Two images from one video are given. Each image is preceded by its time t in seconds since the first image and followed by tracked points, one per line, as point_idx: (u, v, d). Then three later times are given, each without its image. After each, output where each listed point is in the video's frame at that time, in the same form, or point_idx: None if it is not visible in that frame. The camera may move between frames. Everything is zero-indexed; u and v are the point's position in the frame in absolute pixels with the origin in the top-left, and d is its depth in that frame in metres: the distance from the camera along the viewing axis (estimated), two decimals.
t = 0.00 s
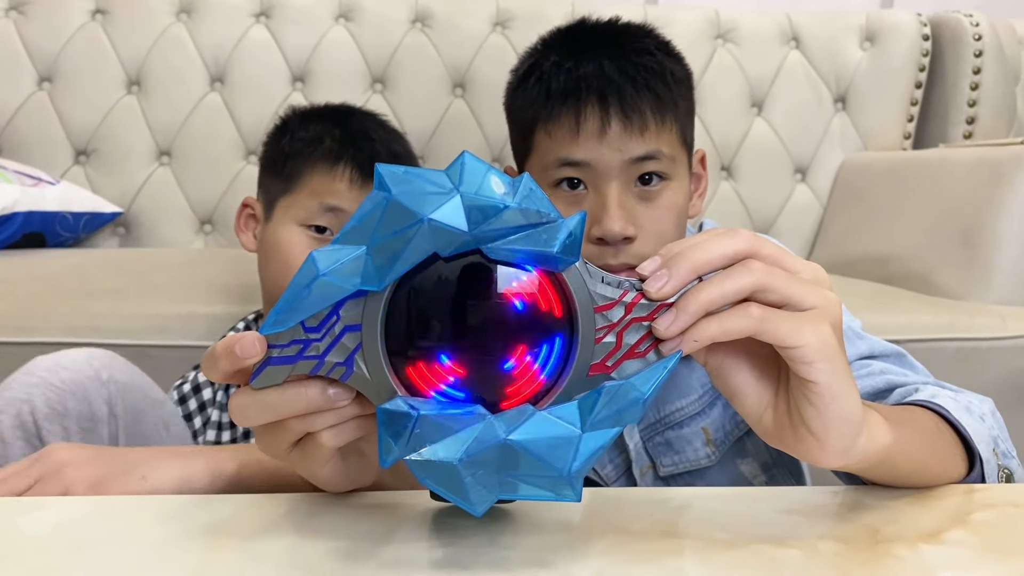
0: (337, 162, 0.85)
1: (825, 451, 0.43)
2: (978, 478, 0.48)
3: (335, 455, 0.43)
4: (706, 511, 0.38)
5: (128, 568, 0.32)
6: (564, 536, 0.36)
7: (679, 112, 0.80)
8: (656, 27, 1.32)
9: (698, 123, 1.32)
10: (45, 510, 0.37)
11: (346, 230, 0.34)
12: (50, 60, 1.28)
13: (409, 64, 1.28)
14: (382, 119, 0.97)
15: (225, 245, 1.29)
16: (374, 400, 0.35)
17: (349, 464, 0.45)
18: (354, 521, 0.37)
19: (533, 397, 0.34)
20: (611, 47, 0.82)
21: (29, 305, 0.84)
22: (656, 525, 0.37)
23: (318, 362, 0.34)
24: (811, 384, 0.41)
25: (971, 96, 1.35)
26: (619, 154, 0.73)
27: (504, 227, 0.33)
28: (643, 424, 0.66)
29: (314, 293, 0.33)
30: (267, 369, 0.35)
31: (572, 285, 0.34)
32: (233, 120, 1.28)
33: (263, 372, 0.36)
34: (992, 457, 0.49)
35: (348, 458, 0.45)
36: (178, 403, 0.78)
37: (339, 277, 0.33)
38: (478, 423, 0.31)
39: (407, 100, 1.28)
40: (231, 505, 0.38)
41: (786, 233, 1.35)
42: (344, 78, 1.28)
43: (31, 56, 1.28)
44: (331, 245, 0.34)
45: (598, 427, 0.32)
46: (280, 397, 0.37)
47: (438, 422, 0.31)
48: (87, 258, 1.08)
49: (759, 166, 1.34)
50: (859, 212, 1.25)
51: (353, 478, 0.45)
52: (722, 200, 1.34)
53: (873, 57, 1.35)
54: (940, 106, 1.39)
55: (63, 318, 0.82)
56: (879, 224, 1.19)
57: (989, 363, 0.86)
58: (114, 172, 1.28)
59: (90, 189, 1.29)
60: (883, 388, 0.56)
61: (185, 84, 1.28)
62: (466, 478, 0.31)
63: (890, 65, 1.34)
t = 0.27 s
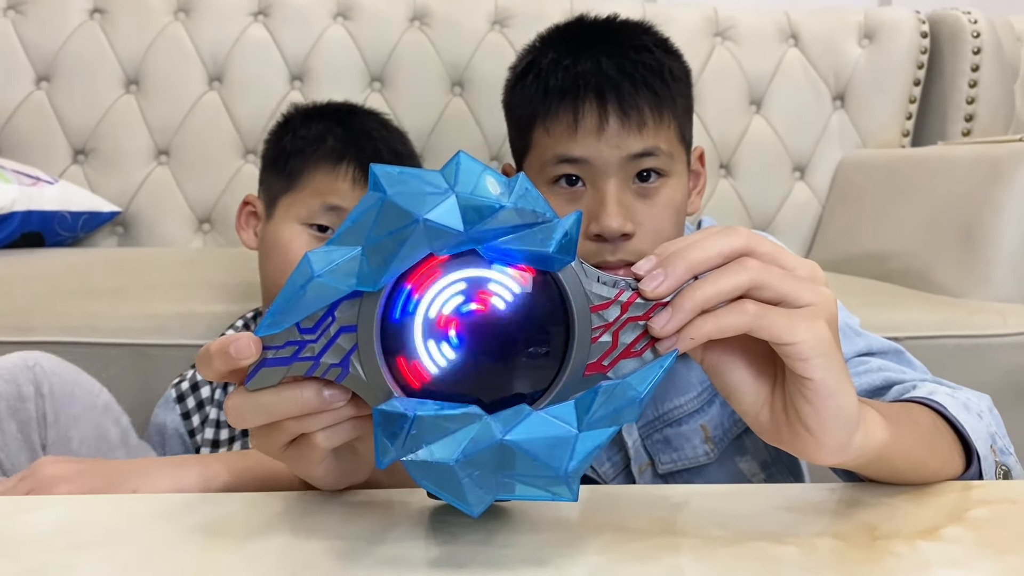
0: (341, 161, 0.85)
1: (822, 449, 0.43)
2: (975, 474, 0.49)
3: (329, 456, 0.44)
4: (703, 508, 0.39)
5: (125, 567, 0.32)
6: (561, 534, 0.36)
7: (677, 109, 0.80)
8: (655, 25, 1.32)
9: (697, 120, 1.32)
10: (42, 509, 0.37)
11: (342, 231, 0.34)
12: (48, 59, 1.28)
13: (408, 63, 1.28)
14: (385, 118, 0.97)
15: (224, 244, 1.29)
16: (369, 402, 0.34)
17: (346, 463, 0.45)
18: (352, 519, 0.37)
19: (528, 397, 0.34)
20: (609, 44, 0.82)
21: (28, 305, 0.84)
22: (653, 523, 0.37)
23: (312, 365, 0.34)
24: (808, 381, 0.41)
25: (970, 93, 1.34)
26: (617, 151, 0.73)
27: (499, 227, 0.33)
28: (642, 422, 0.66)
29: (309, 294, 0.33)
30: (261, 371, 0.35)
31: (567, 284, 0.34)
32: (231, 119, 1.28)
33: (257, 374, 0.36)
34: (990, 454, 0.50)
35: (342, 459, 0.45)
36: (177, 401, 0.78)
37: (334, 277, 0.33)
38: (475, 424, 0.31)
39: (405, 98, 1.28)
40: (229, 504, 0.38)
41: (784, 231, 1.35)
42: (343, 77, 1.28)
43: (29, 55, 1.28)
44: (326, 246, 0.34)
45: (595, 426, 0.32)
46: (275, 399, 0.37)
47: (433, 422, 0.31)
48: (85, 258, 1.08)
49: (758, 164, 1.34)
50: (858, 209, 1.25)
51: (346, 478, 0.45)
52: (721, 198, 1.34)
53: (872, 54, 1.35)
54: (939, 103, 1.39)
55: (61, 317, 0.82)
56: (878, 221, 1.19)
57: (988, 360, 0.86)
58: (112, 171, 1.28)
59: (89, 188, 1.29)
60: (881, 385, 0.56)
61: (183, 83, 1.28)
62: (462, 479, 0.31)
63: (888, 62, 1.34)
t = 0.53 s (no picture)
0: (334, 159, 0.85)
1: (821, 444, 0.43)
2: (974, 472, 0.49)
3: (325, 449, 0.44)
4: (702, 506, 0.39)
5: (124, 565, 0.32)
6: (560, 530, 0.36)
7: (674, 107, 0.80)
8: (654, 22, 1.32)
9: (696, 118, 1.32)
10: (40, 508, 0.37)
11: (342, 222, 0.34)
12: (46, 58, 1.28)
13: (407, 61, 1.28)
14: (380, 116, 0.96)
15: (223, 243, 1.29)
16: (368, 394, 0.35)
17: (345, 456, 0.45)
18: (351, 516, 0.37)
19: (528, 389, 0.35)
20: (606, 42, 0.82)
21: (26, 304, 0.84)
22: (652, 519, 0.37)
23: (311, 356, 0.35)
24: (808, 377, 0.41)
25: (969, 90, 1.34)
26: (615, 150, 0.73)
27: (499, 219, 0.33)
28: (640, 420, 0.67)
29: (308, 285, 0.33)
30: (260, 363, 0.36)
31: (568, 277, 0.35)
32: (230, 118, 1.28)
33: (257, 366, 0.36)
34: (989, 451, 0.50)
35: (339, 452, 0.46)
36: (174, 399, 0.78)
37: (333, 268, 0.33)
38: (473, 416, 0.31)
39: (404, 96, 1.28)
40: (228, 502, 0.38)
41: (784, 228, 1.35)
42: (341, 75, 1.28)
43: (28, 54, 1.28)
44: (326, 237, 0.34)
45: (593, 420, 0.32)
46: (274, 391, 0.38)
47: (432, 415, 0.32)
48: (84, 257, 1.08)
49: (757, 161, 1.34)
50: (857, 207, 1.25)
51: (340, 470, 0.46)
52: (720, 195, 1.34)
53: (871, 52, 1.35)
54: (938, 100, 1.39)
55: (60, 316, 0.82)
56: (877, 218, 1.19)
57: (987, 357, 0.86)
58: (111, 170, 1.28)
59: (87, 187, 1.29)
60: (879, 382, 0.56)
61: (181, 82, 1.28)
62: (461, 471, 0.31)
63: (887, 60, 1.34)
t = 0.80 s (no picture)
0: (327, 155, 0.85)
1: (821, 441, 0.43)
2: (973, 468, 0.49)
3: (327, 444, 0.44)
4: (702, 503, 0.39)
5: (125, 564, 0.32)
6: (560, 527, 0.36)
7: (672, 104, 0.80)
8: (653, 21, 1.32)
9: (695, 116, 1.32)
10: (40, 507, 0.37)
11: (341, 218, 0.34)
12: (45, 57, 1.28)
13: (406, 59, 1.28)
14: (374, 110, 0.97)
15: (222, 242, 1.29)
16: (369, 389, 0.35)
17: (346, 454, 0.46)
18: (351, 514, 0.37)
19: (528, 384, 0.35)
20: (603, 40, 0.82)
21: (26, 303, 0.84)
22: (652, 517, 0.37)
23: (312, 352, 0.35)
24: (807, 374, 0.41)
25: (968, 87, 1.34)
26: (613, 147, 0.73)
27: (500, 215, 0.33)
28: (639, 418, 0.67)
29: (309, 280, 0.33)
30: (262, 358, 0.36)
31: (567, 271, 0.34)
32: (229, 117, 1.28)
33: (258, 361, 0.36)
34: (987, 449, 0.50)
35: (340, 448, 0.46)
36: (171, 396, 0.78)
37: (333, 264, 0.33)
38: (474, 412, 0.31)
39: (403, 94, 1.28)
40: (228, 501, 0.39)
41: (783, 226, 1.35)
42: (340, 74, 1.28)
43: (27, 54, 1.28)
44: (326, 233, 0.34)
45: (594, 416, 0.32)
46: (275, 386, 0.38)
47: (433, 410, 0.32)
48: (84, 256, 1.08)
49: (757, 159, 1.34)
50: (856, 204, 1.25)
51: (343, 466, 0.47)
52: (720, 194, 1.34)
53: (870, 49, 1.35)
54: (937, 98, 1.39)
55: (59, 315, 0.82)
56: (877, 216, 1.20)
57: (986, 354, 0.86)
58: (110, 169, 1.28)
59: (87, 186, 1.29)
60: (878, 379, 0.56)
61: (180, 81, 1.27)
62: (462, 466, 0.31)
63: (886, 57, 1.34)
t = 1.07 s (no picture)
0: (312, 152, 0.85)
1: (823, 440, 0.43)
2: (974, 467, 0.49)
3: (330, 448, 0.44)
4: (704, 502, 0.39)
5: (128, 563, 0.32)
6: (562, 526, 0.36)
7: (672, 103, 0.80)
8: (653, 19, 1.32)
9: (695, 114, 1.32)
10: (41, 507, 0.37)
11: (338, 224, 0.34)
12: (45, 56, 1.28)
13: (405, 58, 1.28)
14: (357, 106, 0.96)
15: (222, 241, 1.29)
16: (372, 394, 0.35)
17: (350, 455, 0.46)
18: (353, 513, 0.37)
19: (530, 387, 0.34)
20: (603, 38, 0.82)
21: (26, 303, 0.84)
22: (655, 516, 0.37)
23: (315, 356, 0.35)
24: (809, 373, 0.41)
25: (968, 85, 1.34)
26: (613, 146, 0.73)
27: (499, 217, 0.33)
28: (640, 417, 0.67)
29: (309, 287, 0.32)
30: (264, 363, 0.36)
31: (569, 274, 0.35)
32: (229, 116, 1.28)
33: (261, 366, 0.36)
34: (988, 447, 0.50)
35: (344, 451, 0.46)
36: (179, 401, 0.78)
37: (333, 269, 0.32)
38: (477, 415, 0.31)
39: (403, 93, 1.28)
40: (230, 500, 0.39)
41: (784, 224, 1.35)
42: (340, 73, 1.28)
43: (27, 53, 1.27)
44: (324, 238, 0.33)
45: (597, 417, 0.32)
46: (278, 392, 0.38)
47: (435, 413, 0.31)
48: (84, 255, 1.08)
49: (757, 158, 1.34)
50: (857, 202, 1.25)
51: (346, 470, 0.47)
52: (720, 192, 1.34)
53: (870, 47, 1.35)
54: (937, 95, 1.39)
55: (60, 315, 0.82)
56: (877, 214, 1.19)
57: (987, 352, 0.86)
58: (110, 169, 1.28)
59: (87, 186, 1.29)
60: (879, 377, 0.56)
61: (180, 80, 1.27)
62: (465, 470, 0.31)
63: (887, 55, 1.34)
